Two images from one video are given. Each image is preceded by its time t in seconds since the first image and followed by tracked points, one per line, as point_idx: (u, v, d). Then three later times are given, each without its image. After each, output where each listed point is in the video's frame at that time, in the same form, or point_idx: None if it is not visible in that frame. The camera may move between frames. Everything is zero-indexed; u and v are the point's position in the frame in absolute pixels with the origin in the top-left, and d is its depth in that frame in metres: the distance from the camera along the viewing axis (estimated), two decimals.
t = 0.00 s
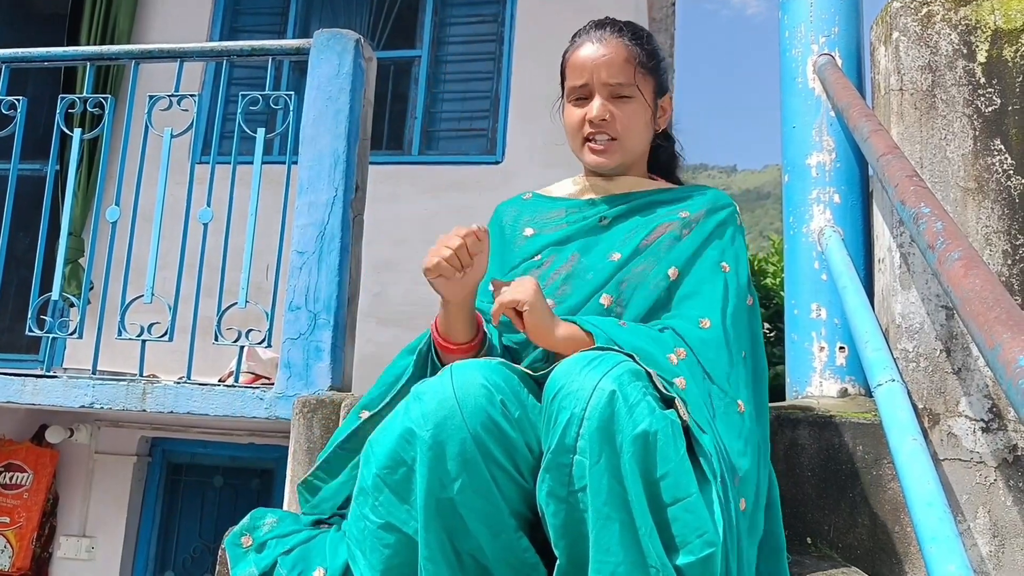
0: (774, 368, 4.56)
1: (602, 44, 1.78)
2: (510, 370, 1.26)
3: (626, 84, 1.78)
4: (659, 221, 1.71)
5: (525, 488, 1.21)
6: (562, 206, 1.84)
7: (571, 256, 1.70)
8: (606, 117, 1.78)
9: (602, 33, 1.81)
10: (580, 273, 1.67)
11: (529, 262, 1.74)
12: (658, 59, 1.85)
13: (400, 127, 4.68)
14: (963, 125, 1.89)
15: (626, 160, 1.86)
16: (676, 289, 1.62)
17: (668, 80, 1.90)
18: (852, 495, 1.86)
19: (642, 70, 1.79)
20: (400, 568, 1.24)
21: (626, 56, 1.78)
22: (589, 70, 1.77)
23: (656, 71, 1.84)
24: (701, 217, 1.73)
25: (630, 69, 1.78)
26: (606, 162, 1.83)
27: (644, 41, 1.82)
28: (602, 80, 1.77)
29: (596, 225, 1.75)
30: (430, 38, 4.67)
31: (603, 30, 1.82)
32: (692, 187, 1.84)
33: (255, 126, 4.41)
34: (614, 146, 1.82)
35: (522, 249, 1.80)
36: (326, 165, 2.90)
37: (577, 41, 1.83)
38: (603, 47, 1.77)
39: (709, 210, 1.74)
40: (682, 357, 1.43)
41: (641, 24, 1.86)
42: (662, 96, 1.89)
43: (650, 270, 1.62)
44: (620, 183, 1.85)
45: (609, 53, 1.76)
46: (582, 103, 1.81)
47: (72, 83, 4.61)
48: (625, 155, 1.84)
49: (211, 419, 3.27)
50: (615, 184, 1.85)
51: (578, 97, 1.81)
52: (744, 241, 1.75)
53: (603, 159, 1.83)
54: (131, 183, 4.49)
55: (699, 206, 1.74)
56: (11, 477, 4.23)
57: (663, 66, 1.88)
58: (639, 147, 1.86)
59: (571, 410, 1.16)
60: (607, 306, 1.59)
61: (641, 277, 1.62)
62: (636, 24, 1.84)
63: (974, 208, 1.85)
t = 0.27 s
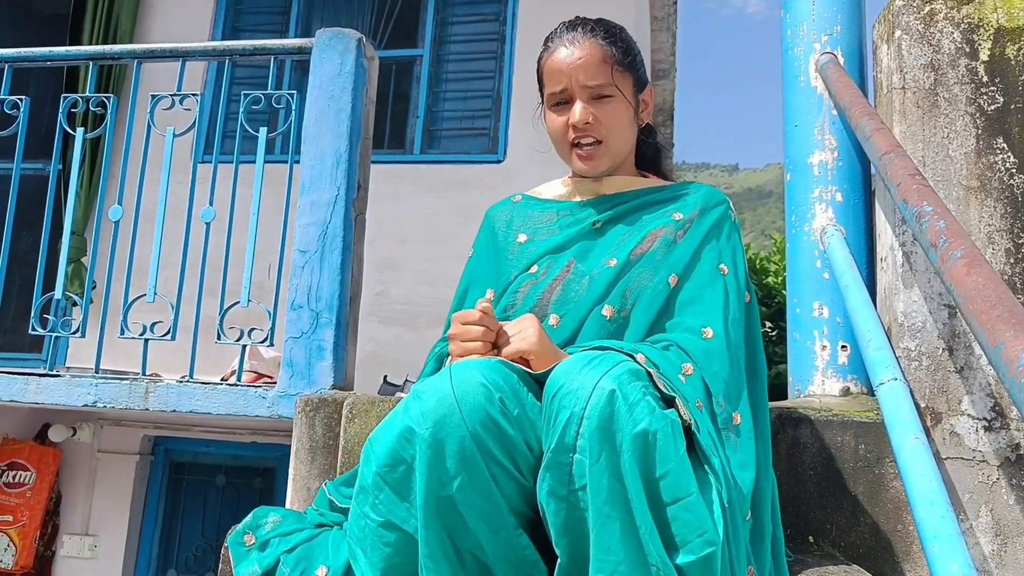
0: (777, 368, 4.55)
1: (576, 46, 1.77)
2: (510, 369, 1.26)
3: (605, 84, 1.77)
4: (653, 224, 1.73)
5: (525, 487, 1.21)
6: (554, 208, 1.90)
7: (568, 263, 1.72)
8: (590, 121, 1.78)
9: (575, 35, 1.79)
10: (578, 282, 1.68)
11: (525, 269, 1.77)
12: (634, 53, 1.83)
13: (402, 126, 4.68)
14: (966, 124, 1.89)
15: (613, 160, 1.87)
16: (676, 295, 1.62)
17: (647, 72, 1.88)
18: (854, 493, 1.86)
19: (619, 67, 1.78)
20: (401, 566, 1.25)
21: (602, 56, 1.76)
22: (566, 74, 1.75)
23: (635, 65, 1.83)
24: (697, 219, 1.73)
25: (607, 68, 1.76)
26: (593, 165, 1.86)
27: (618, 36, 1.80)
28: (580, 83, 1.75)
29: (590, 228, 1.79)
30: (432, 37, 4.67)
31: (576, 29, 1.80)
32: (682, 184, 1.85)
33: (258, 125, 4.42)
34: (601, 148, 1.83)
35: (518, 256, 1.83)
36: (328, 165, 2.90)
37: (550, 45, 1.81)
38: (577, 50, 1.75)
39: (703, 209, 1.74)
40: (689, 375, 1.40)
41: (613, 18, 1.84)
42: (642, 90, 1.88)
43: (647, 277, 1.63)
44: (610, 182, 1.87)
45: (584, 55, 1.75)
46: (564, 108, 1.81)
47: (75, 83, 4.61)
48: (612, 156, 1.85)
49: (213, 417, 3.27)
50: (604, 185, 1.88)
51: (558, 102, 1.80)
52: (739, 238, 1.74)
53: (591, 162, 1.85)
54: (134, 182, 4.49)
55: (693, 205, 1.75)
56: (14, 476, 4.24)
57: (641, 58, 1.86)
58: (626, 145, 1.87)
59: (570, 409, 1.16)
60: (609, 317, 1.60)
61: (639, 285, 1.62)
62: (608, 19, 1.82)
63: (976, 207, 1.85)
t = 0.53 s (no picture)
0: (778, 367, 4.55)
1: (563, 50, 1.75)
2: (510, 369, 1.26)
3: (595, 87, 1.75)
4: (651, 222, 1.73)
5: (526, 487, 1.22)
6: (553, 206, 1.90)
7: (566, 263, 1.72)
8: (583, 124, 1.76)
9: (561, 38, 1.78)
10: (577, 281, 1.68)
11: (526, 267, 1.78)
12: (622, 53, 1.82)
13: (404, 126, 4.68)
14: (968, 123, 1.89)
15: (609, 161, 1.85)
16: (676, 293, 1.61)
17: (637, 70, 1.86)
18: (856, 493, 1.86)
19: (607, 68, 1.76)
20: (403, 567, 1.25)
21: (589, 58, 1.75)
22: (555, 79, 1.74)
23: (624, 64, 1.81)
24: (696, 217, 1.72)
25: (595, 70, 1.75)
26: (589, 167, 1.84)
27: (605, 36, 1.79)
28: (570, 87, 1.74)
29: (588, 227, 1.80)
30: (434, 37, 4.67)
31: (562, 33, 1.79)
32: (679, 181, 1.84)
33: (260, 124, 4.42)
34: (596, 150, 1.82)
35: (518, 254, 1.84)
36: (330, 164, 2.90)
37: (538, 50, 1.80)
38: (565, 54, 1.74)
39: (702, 207, 1.74)
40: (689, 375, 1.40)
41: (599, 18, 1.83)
42: (633, 88, 1.86)
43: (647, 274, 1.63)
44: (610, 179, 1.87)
45: (571, 59, 1.73)
46: (556, 114, 1.79)
47: (76, 82, 4.61)
48: (607, 157, 1.84)
49: (214, 416, 3.27)
50: (603, 184, 1.88)
51: (549, 107, 1.79)
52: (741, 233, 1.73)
53: (586, 164, 1.83)
54: (135, 182, 4.50)
55: (691, 202, 1.74)
56: (16, 475, 4.25)
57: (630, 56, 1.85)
58: (620, 146, 1.85)
59: (571, 410, 1.16)
60: (608, 317, 1.60)
61: (638, 284, 1.62)
62: (594, 19, 1.81)
63: (978, 206, 1.85)
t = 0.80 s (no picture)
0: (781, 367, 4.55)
1: (565, 50, 1.75)
2: (515, 368, 1.26)
3: (598, 87, 1.75)
4: (657, 224, 1.74)
5: (531, 486, 1.22)
6: (558, 206, 1.91)
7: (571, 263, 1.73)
8: (587, 126, 1.76)
9: (563, 39, 1.77)
10: (581, 282, 1.69)
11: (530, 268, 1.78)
12: (624, 51, 1.81)
13: (407, 125, 4.68)
14: (972, 123, 1.89)
15: (613, 162, 1.86)
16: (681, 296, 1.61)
17: (639, 68, 1.86)
18: (859, 493, 1.86)
19: (610, 67, 1.76)
20: (407, 566, 1.25)
21: (592, 58, 1.74)
22: (558, 80, 1.73)
23: (626, 63, 1.81)
24: (702, 218, 1.72)
25: (597, 71, 1.74)
26: (594, 169, 1.84)
27: (607, 35, 1.78)
28: (573, 88, 1.73)
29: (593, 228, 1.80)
30: (437, 36, 4.67)
31: (564, 33, 1.78)
32: (685, 182, 1.84)
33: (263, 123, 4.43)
34: (601, 150, 1.82)
35: (523, 255, 1.85)
36: (333, 163, 2.90)
37: (539, 50, 1.79)
38: (567, 55, 1.73)
39: (707, 209, 1.74)
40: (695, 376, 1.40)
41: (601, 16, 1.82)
42: (637, 87, 1.86)
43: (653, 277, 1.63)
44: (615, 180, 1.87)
45: (574, 60, 1.73)
46: (559, 115, 1.79)
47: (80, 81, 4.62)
48: (612, 157, 1.84)
49: (217, 415, 3.28)
50: (608, 185, 1.87)
51: (553, 109, 1.78)
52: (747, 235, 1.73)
53: (591, 165, 1.84)
54: (139, 180, 4.51)
55: (697, 205, 1.74)
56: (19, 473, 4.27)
57: (632, 54, 1.85)
58: (624, 146, 1.85)
59: (576, 409, 1.16)
60: (612, 319, 1.61)
61: (643, 286, 1.63)
62: (595, 18, 1.80)
63: (982, 206, 1.85)
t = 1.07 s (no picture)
0: (782, 367, 4.55)
1: (567, 51, 1.74)
2: (517, 366, 1.26)
3: (600, 86, 1.74)
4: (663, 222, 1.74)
5: (532, 484, 1.22)
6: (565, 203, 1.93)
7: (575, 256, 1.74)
8: (590, 126, 1.74)
9: (565, 39, 1.77)
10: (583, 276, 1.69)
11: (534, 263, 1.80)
12: (627, 51, 1.81)
13: (408, 123, 4.68)
14: (974, 123, 1.89)
15: (619, 162, 1.83)
16: (686, 293, 1.61)
17: (643, 67, 1.85)
18: (859, 493, 1.86)
19: (613, 66, 1.75)
20: (408, 564, 1.25)
21: (594, 57, 1.74)
22: (560, 80, 1.72)
23: (630, 62, 1.80)
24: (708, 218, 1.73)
25: (599, 70, 1.74)
26: (600, 169, 1.81)
27: (609, 34, 1.78)
28: (576, 87, 1.72)
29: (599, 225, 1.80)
30: (439, 34, 4.67)
31: (566, 33, 1.78)
32: (693, 182, 1.84)
33: (264, 121, 4.43)
34: (605, 152, 1.79)
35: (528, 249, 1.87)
36: (335, 161, 2.91)
37: (542, 52, 1.79)
38: (570, 55, 1.73)
39: (715, 209, 1.74)
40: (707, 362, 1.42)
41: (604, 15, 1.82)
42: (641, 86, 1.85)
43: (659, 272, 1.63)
44: (621, 180, 1.87)
45: (576, 59, 1.72)
46: (562, 116, 1.77)
47: (81, 78, 4.62)
48: (617, 158, 1.82)
49: (218, 413, 3.27)
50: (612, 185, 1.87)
51: (556, 109, 1.77)
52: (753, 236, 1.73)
53: (597, 165, 1.81)
54: (140, 178, 4.51)
55: (704, 206, 1.74)
56: (20, 470, 4.27)
57: (637, 54, 1.84)
58: (630, 146, 1.83)
59: (577, 408, 1.16)
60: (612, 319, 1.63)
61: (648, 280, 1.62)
62: (598, 17, 1.80)
63: (984, 205, 1.85)
